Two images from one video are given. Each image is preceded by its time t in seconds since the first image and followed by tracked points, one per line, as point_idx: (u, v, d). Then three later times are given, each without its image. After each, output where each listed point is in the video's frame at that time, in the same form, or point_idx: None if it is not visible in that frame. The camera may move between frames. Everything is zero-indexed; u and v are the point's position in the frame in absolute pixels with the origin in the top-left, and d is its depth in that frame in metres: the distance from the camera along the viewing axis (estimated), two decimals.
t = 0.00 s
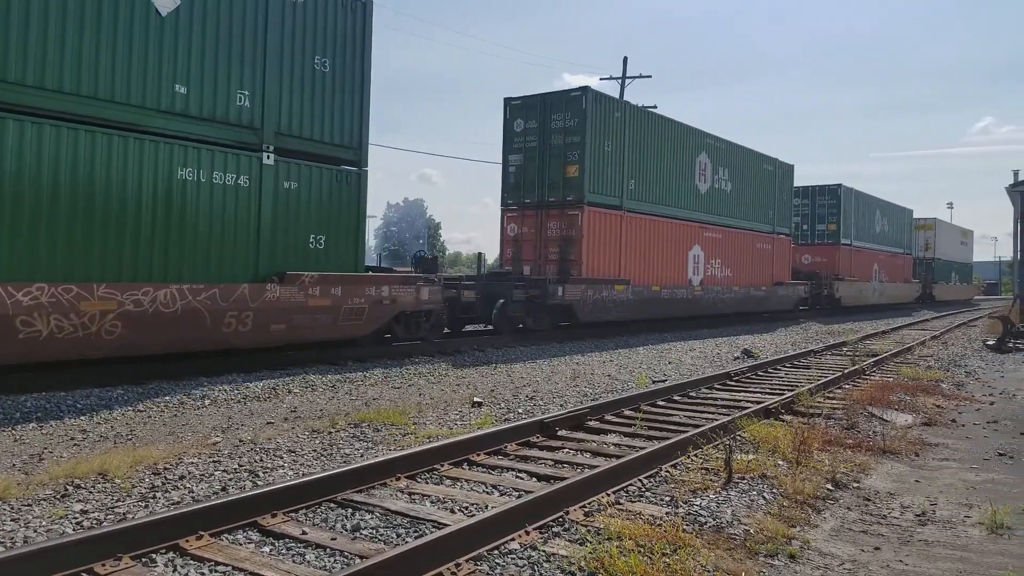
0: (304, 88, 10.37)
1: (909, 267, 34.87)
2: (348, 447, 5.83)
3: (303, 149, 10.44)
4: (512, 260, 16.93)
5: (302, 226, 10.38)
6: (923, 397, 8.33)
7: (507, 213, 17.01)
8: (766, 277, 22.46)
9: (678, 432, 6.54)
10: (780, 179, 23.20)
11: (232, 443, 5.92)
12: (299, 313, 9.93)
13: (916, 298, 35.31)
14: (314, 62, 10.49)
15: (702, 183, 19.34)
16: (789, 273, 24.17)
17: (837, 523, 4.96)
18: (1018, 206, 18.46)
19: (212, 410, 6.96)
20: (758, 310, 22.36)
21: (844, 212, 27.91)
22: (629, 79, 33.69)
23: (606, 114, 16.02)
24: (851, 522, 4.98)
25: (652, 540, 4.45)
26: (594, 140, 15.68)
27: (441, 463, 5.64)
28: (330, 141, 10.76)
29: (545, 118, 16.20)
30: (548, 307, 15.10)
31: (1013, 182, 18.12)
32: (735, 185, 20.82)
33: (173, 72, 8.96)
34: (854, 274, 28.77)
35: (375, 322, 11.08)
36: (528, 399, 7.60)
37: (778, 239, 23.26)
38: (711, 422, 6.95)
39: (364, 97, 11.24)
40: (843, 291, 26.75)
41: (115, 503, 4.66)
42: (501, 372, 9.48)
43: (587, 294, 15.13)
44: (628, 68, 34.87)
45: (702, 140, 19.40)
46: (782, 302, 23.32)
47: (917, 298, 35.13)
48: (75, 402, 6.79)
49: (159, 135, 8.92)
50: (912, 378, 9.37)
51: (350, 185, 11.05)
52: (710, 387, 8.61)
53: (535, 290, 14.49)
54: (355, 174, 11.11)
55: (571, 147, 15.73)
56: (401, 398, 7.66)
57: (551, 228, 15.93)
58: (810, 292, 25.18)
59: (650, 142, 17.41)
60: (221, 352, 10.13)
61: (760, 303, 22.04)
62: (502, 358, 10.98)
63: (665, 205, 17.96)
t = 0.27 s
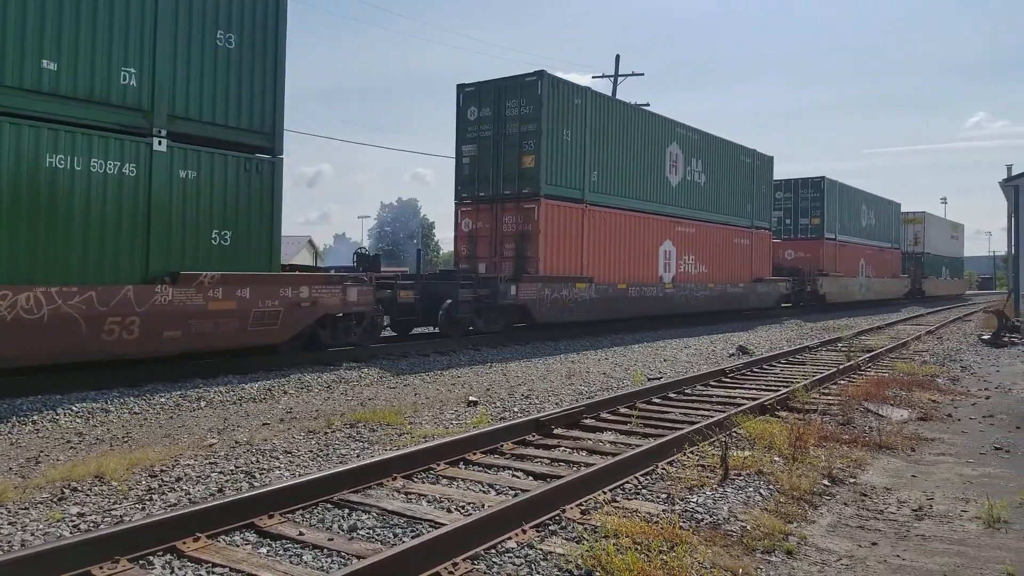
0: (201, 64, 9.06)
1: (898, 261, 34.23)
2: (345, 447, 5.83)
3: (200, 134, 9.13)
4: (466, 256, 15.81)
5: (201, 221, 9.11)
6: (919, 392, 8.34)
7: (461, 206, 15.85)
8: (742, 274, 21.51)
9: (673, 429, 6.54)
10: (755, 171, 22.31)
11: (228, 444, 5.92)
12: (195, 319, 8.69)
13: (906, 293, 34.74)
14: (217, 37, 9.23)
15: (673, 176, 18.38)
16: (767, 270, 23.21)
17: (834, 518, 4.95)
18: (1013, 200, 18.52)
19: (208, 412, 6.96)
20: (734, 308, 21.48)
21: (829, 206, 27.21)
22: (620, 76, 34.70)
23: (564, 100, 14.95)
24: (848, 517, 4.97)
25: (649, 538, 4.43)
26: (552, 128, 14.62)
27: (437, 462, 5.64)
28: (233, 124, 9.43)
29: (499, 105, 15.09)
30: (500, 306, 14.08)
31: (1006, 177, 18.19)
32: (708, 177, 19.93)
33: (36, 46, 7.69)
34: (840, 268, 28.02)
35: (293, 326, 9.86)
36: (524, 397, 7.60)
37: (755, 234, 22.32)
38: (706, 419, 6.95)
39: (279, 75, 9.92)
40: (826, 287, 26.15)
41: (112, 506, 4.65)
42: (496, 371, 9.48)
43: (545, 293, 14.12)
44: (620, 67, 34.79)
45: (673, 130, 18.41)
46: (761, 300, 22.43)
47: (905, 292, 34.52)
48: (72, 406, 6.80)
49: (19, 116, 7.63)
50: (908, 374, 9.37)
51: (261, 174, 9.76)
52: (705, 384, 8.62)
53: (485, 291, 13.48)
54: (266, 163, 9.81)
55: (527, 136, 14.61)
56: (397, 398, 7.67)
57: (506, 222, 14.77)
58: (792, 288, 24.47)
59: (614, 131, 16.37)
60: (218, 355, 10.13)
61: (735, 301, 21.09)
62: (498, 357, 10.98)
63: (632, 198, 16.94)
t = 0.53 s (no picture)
0: (77, 35, 7.84)
1: (888, 257, 33.59)
2: (344, 446, 5.85)
3: (76, 114, 7.90)
4: (416, 252, 14.51)
5: (79, 214, 7.92)
6: (917, 388, 8.34)
7: (412, 198, 14.54)
8: (721, 271, 20.47)
9: (672, 427, 6.55)
10: (736, 164, 21.27)
11: (228, 444, 5.93)
12: (90, 326, 7.69)
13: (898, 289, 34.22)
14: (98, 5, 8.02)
15: (648, 168, 17.24)
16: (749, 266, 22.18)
17: (833, 515, 4.95)
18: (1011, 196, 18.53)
19: (207, 411, 6.98)
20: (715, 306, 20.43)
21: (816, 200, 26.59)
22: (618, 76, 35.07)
23: (523, 85, 13.71)
24: (846, 514, 4.97)
25: (648, 535, 4.43)
26: (509, 115, 13.40)
27: (436, 460, 5.65)
28: (121, 105, 8.24)
29: (451, 90, 13.81)
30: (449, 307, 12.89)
31: (1004, 173, 18.17)
32: (687, 169, 18.82)
33: None
34: (826, 264, 27.41)
35: (193, 335, 8.68)
36: (522, 396, 7.61)
37: (737, 229, 21.28)
38: (705, 416, 6.96)
39: (179, 49, 8.73)
40: (813, 283, 25.54)
41: (112, 506, 4.66)
42: (495, 370, 9.49)
43: (499, 294, 13.01)
44: (617, 65, 34.70)
45: (647, 119, 17.29)
46: (744, 297, 21.42)
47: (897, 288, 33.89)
48: (71, 406, 6.81)
49: None
50: (906, 370, 9.38)
51: (158, 162, 8.61)
52: (704, 381, 8.63)
53: (430, 290, 12.26)
54: (162, 148, 8.63)
55: (481, 124, 13.33)
56: (395, 396, 7.68)
57: (458, 216, 13.58)
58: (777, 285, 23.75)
59: (582, 120, 15.19)
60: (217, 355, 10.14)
61: (714, 299, 20.02)
62: (496, 356, 10.98)
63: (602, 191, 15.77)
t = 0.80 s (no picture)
0: None
1: (882, 256, 32.66)
2: (343, 447, 5.84)
3: None
4: (366, 251, 13.60)
5: None
6: (918, 388, 8.33)
7: (361, 193, 13.66)
8: (701, 272, 19.49)
9: (672, 427, 6.55)
10: (717, 158, 20.44)
11: (227, 444, 5.93)
12: None
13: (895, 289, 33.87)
14: None
15: (620, 160, 16.37)
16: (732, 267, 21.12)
17: (833, 516, 4.93)
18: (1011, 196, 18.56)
19: (206, 412, 6.97)
20: (694, 308, 19.47)
21: (805, 196, 25.71)
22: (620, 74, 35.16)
23: (475, 69, 12.83)
24: (846, 515, 4.96)
25: (648, 536, 4.42)
26: (461, 102, 12.52)
27: (435, 461, 5.64)
28: None
29: (399, 76, 12.94)
30: (393, 310, 11.83)
31: (1004, 173, 18.21)
32: (664, 162, 17.98)
33: None
34: (818, 263, 26.49)
35: (73, 342, 7.61)
36: (522, 396, 7.60)
37: (719, 227, 20.37)
38: (705, 416, 6.96)
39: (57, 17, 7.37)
40: (802, 283, 24.62)
41: (111, 506, 4.65)
42: (494, 370, 9.48)
43: (449, 294, 12.03)
44: (617, 65, 34.60)
45: (619, 109, 16.45)
46: (725, 299, 20.44)
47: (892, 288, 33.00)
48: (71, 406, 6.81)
49: None
50: (907, 370, 9.36)
51: (31, 147, 7.19)
52: (704, 381, 8.62)
53: (369, 291, 11.20)
54: (36, 131, 7.21)
55: (430, 111, 12.46)
56: (395, 397, 7.67)
57: (408, 212, 12.69)
58: (763, 285, 22.82)
59: (544, 108, 14.34)
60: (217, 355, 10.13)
61: (694, 300, 19.03)
62: (496, 356, 10.97)
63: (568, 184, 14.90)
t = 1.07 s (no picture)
0: None
1: (875, 260, 31.89)
2: (343, 452, 5.83)
3: None
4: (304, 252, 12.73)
5: None
6: (919, 393, 8.32)
7: (299, 188, 12.79)
8: (677, 274, 18.70)
9: (673, 432, 6.54)
10: (695, 156, 19.75)
11: (226, 449, 5.91)
12: None
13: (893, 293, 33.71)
14: None
15: (587, 157, 15.67)
16: (711, 270, 20.35)
17: (834, 521, 4.91)
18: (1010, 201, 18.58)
19: (206, 416, 6.96)
20: (670, 313, 18.73)
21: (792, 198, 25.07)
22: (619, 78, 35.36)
23: (421, 57, 12.07)
24: (848, 520, 4.94)
25: (649, 542, 4.40)
26: (404, 91, 11.78)
27: (435, 466, 5.63)
28: None
29: (341, 62, 12.14)
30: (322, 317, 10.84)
31: (1005, 177, 18.21)
32: (636, 160, 17.28)
33: None
34: (806, 268, 25.72)
35: None
36: (522, 400, 7.59)
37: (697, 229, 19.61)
38: (705, 421, 6.95)
39: None
40: (788, 288, 23.86)
41: (109, 511, 4.62)
42: (494, 374, 9.47)
43: (387, 298, 11.19)
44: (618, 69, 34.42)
45: (585, 104, 15.77)
46: (704, 303, 19.65)
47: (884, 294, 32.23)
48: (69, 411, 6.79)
49: None
50: (907, 375, 9.36)
51: None
52: (704, 386, 8.62)
53: (293, 296, 10.28)
54: None
55: (370, 101, 11.70)
56: (395, 401, 7.66)
57: (348, 210, 11.87)
58: (747, 290, 22.07)
59: (501, 102, 13.65)
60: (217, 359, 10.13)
61: (668, 305, 18.25)
62: (496, 360, 10.98)
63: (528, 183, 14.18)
